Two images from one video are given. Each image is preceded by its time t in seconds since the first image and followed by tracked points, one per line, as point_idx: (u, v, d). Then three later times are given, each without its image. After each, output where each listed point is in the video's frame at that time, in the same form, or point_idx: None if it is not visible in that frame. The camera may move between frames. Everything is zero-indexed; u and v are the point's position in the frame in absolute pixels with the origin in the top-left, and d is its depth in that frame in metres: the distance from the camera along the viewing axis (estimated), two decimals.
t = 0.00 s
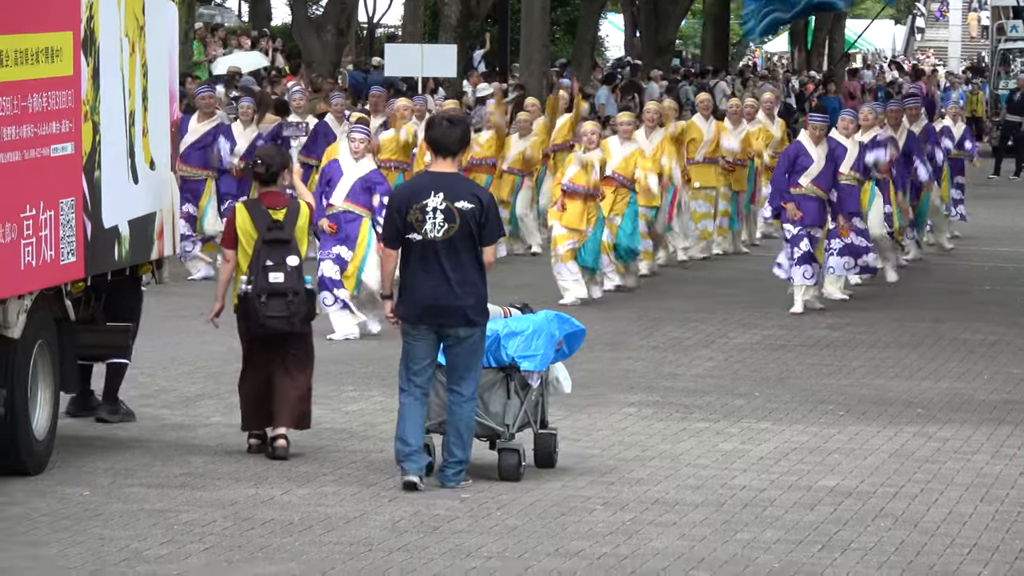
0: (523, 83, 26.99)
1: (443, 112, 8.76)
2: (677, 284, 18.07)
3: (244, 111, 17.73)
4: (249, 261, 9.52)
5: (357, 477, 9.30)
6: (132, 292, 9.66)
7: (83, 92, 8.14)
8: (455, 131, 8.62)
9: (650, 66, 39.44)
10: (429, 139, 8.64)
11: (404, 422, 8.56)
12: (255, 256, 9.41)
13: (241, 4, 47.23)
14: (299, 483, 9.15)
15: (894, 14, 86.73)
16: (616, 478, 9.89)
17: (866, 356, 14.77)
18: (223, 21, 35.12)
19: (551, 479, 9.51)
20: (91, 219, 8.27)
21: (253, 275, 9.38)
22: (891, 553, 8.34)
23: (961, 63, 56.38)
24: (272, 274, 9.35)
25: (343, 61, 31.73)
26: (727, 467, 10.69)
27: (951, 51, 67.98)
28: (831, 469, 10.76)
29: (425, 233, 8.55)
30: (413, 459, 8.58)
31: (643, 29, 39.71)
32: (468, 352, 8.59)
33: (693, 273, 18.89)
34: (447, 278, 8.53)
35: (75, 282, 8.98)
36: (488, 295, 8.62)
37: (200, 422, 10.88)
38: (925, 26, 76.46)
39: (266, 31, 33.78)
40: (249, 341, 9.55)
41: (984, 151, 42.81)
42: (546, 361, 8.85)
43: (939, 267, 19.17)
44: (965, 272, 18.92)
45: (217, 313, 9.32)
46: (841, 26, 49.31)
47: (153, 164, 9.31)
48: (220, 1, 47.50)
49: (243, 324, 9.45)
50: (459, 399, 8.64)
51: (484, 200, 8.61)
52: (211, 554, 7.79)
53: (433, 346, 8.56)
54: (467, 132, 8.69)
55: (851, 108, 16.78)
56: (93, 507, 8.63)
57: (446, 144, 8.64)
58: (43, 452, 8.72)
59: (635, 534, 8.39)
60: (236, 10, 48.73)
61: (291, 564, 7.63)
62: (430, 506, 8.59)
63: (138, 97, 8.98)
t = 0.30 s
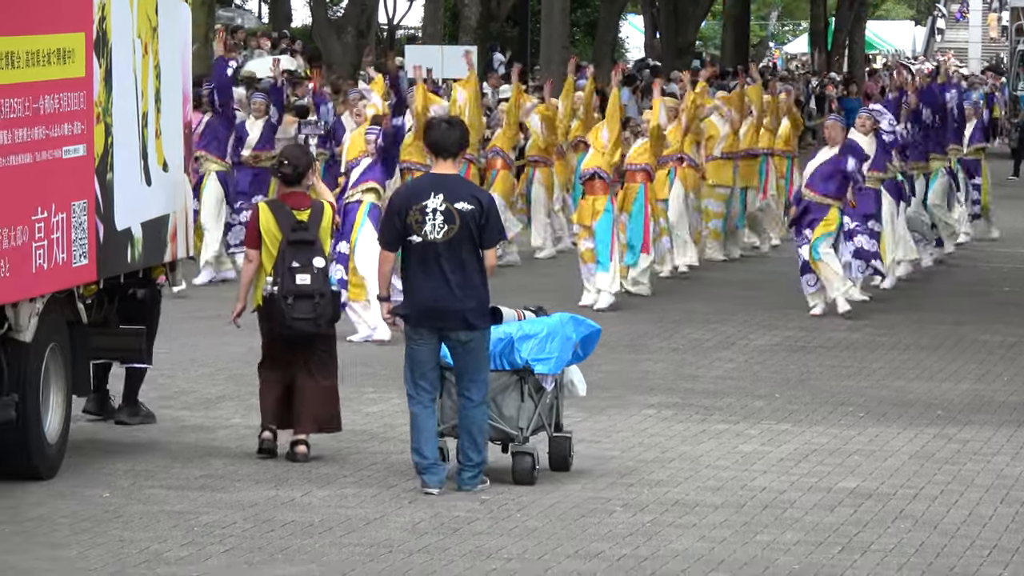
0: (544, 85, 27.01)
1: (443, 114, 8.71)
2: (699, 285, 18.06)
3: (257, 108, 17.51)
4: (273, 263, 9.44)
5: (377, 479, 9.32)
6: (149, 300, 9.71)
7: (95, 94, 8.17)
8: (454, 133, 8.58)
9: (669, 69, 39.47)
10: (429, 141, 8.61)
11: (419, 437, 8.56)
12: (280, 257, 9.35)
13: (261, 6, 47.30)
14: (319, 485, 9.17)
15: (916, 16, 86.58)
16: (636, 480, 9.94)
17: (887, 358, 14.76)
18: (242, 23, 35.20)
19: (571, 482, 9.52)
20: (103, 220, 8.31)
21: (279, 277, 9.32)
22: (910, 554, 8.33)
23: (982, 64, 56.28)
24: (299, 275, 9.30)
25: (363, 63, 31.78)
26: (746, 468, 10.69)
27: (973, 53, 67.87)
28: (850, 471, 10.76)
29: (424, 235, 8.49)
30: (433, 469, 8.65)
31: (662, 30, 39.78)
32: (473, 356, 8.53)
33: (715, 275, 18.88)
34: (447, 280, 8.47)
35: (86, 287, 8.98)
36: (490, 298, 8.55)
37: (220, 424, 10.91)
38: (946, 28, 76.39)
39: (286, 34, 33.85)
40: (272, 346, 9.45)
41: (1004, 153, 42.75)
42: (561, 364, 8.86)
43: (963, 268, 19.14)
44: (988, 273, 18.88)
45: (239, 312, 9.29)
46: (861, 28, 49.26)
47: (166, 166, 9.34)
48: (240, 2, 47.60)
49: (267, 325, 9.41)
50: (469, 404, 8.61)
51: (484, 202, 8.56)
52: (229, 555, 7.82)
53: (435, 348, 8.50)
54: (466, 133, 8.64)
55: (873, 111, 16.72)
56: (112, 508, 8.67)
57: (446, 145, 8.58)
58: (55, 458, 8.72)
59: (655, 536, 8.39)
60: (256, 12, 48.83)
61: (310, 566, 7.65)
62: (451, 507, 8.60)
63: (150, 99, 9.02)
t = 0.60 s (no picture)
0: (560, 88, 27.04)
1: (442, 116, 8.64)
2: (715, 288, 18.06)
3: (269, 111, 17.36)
4: (281, 269, 9.38)
5: (391, 483, 9.34)
6: (156, 307, 9.77)
7: (101, 100, 8.20)
8: (457, 137, 8.52)
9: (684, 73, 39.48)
10: (430, 146, 8.54)
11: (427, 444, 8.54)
12: (287, 266, 9.24)
13: (276, 10, 47.38)
14: (333, 489, 9.18)
15: (933, 18, 86.46)
16: (651, 484, 9.98)
17: (902, 361, 14.74)
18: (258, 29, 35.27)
19: (584, 487, 9.53)
20: (110, 227, 8.34)
21: (289, 286, 9.21)
22: (925, 558, 8.32)
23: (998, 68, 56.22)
24: (309, 285, 9.20)
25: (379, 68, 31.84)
26: (761, 472, 10.69)
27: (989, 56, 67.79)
28: (865, 474, 10.75)
29: (430, 241, 8.45)
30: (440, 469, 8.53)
31: (678, 35, 39.95)
32: (479, 362, 8.49)
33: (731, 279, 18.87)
34: (455, 286, 8.45)
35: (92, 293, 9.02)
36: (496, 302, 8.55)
37: (235, 429, 10.94)
38: (962, 32, 76.33)
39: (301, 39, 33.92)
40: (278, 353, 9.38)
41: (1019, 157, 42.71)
42: (568, 369, 8.85)
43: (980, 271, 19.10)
44: (1005, 276, 18.84)
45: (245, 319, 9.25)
46: (878, 32, 49.27)
47: (173, 172, 9.37)
48: (254, 6, 47.68)
49: (273, 330, 9.35)
50: (467, 404, 8.51)
51: (489, 207, 8.52)
52: (243, 560, 7.84)
53: (443, 355, 8.48)
54: (468, 137, 8.59)
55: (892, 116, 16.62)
56: (126, 512, 8.69)
57: (448, 150, 8.53)
58: (60, 465, 8.75)
59: (670, 539, 8.40)
60: (271, 16, 48.91)
61: (324, 571, 7.66)
62: (466, 513, 8.63)
63: (158, 105, 9.05)
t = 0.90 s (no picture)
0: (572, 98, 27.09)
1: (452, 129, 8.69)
2: (731, 298, 18.06)
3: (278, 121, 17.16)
4: (275, 279, 9.34)
5: (404, 493, 9.35)
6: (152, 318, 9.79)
7: (106, 110, 8.24)
8: (464, 150, 8.57)
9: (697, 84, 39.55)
10: (438, 159, 8.59)
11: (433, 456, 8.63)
12: (281, 274, 9.26)
13: (289, 18, 47.45)
14: (347, 499, 9.19)
15: (948, 27, 86.41)
16: (664, 494, 10.00)
17: (915, 370, 14.73)
18: (271, 40, 35.32)
19: (595, 497, 9.54)
20: (115, 238, 8.38)
21: (281, 293, 9.22)
22: (939, 567, 8.31)
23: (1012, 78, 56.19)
24: (302, 291, 9.21)
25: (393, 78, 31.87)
26: (774, 481, 10.69)
27: (1004, 65, 67.77)
28: (879, 483, 10.74)
29: (436, 254, 8.49)
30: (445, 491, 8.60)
31: (691, 44, 40.07)
32: (479, 377, 8.47)
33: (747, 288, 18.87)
34: (460, 300, 8.47)
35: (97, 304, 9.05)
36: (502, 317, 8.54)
37: (247, 440, 10.96)
38: (976, 41, 76.31)
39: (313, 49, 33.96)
40: (274, 362, 9.33)
41: None
42: (573, 381, 8.85)
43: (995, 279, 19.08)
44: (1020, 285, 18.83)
45: (237, 331, 9.32)
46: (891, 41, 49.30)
47: (178, 183, 9.41)
48: (268, 17, 47.74)
49: (268, 341, 9.32)
50: (467, 423, 8.46)
51: (496, 221, 8.52)
52: (257, 570, 7.84)
53: (446, 368, 8.50)
54: (476, 151, 8.62)
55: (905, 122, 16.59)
56: (141, 522, 8.68)
57: (455, 162, 8.57)
58: (65, 477, 8.77)
59: (683, 548, 8.41)
60: (284, 26, 48.98)
61: None
62: (480, 522, 8.65)
63: (163, 115, 9.09)
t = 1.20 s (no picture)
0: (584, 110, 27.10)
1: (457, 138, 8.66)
2: (743, 310, 18.04)
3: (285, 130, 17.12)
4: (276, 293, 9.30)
5: (414, 505, 9.32)
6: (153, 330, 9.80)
7: (107, 122, 8.27)
8: (470, 160, 8.54)
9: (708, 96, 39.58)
10: (443, 168, 8.55)
11: (423, 464, 8.51)
12: (281, 290, 9.18)
13: (301, 31, 47.48)
14: (359, 511, 9.15)
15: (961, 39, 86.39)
16: (674, 507, 10.00)
17: (926, 382, 14.70)
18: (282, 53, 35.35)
19: (605, 511, 9.53)
20: (116, 250, 8.41)
21: (280, 310, 9.15)
22: None
23: None
24: (300, 308, 9.12)
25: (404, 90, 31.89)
26: (786, 493, 10.67)
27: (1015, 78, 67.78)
28: (890, 495, 10.72)
29: (442, 265, 8.46)
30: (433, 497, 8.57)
31: (702, 56, 40.14)
32: (486, 389, 8.48)
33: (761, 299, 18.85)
34: (467, 312, 8.45)
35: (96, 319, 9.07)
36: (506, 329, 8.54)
37: (256, 452, 10.94)
38: (987, 53, 76.29)
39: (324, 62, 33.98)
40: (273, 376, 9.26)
41: None
42: (575, 396, 8.83)
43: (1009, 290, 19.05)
44: None
45: (240, 345, 9.34)
46: (902, 53, 49.33)
47: (181, 195, 9.42)
48: (279, 29, 47.77)
49: (270, 359, 9.25)
50: (474, 436, 8.49)
51: (502, 232, 8.51)
52: None
53: (451, 381, 8.48)
54: (481, 161, 8.59)
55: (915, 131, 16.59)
56: (152, 534, 8.64)
57: (461, 173, 8.54)
58: (66, 492, 8.78)
59: (694, 561, 8.39)
60: (296, 38, 49.01)
61: None
62: (490, 533, 8.61)
63: (165, 127, 9.11)
